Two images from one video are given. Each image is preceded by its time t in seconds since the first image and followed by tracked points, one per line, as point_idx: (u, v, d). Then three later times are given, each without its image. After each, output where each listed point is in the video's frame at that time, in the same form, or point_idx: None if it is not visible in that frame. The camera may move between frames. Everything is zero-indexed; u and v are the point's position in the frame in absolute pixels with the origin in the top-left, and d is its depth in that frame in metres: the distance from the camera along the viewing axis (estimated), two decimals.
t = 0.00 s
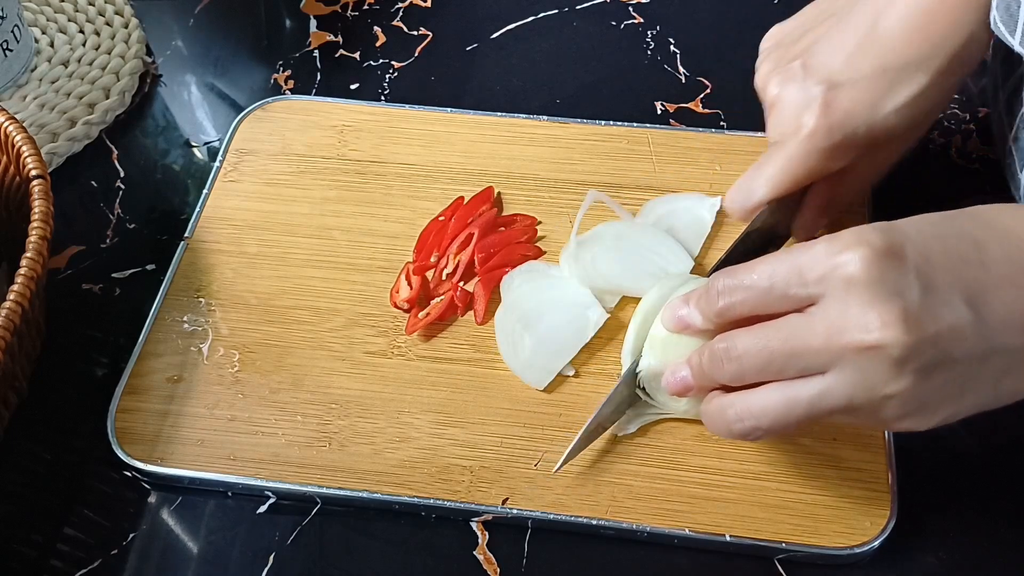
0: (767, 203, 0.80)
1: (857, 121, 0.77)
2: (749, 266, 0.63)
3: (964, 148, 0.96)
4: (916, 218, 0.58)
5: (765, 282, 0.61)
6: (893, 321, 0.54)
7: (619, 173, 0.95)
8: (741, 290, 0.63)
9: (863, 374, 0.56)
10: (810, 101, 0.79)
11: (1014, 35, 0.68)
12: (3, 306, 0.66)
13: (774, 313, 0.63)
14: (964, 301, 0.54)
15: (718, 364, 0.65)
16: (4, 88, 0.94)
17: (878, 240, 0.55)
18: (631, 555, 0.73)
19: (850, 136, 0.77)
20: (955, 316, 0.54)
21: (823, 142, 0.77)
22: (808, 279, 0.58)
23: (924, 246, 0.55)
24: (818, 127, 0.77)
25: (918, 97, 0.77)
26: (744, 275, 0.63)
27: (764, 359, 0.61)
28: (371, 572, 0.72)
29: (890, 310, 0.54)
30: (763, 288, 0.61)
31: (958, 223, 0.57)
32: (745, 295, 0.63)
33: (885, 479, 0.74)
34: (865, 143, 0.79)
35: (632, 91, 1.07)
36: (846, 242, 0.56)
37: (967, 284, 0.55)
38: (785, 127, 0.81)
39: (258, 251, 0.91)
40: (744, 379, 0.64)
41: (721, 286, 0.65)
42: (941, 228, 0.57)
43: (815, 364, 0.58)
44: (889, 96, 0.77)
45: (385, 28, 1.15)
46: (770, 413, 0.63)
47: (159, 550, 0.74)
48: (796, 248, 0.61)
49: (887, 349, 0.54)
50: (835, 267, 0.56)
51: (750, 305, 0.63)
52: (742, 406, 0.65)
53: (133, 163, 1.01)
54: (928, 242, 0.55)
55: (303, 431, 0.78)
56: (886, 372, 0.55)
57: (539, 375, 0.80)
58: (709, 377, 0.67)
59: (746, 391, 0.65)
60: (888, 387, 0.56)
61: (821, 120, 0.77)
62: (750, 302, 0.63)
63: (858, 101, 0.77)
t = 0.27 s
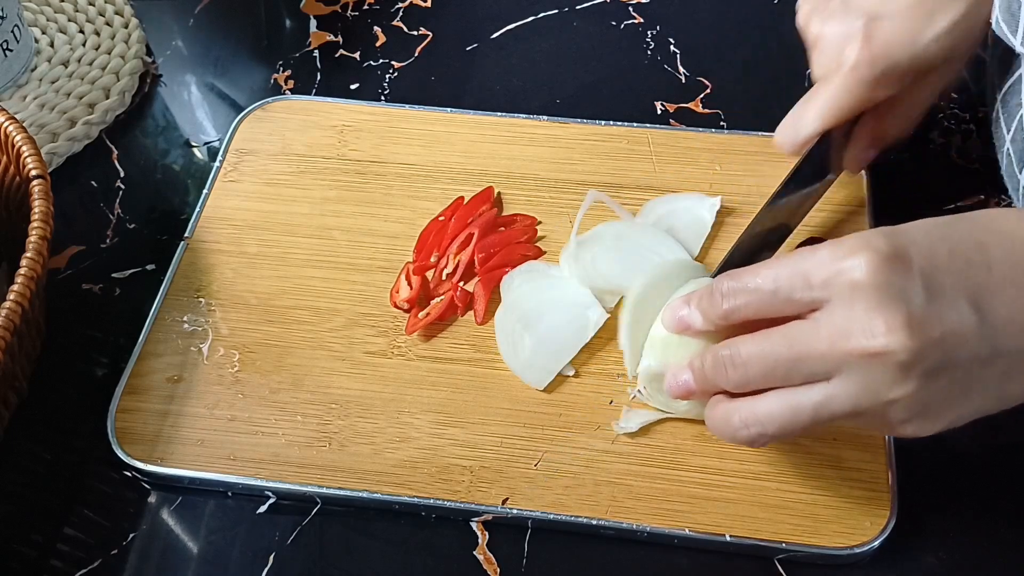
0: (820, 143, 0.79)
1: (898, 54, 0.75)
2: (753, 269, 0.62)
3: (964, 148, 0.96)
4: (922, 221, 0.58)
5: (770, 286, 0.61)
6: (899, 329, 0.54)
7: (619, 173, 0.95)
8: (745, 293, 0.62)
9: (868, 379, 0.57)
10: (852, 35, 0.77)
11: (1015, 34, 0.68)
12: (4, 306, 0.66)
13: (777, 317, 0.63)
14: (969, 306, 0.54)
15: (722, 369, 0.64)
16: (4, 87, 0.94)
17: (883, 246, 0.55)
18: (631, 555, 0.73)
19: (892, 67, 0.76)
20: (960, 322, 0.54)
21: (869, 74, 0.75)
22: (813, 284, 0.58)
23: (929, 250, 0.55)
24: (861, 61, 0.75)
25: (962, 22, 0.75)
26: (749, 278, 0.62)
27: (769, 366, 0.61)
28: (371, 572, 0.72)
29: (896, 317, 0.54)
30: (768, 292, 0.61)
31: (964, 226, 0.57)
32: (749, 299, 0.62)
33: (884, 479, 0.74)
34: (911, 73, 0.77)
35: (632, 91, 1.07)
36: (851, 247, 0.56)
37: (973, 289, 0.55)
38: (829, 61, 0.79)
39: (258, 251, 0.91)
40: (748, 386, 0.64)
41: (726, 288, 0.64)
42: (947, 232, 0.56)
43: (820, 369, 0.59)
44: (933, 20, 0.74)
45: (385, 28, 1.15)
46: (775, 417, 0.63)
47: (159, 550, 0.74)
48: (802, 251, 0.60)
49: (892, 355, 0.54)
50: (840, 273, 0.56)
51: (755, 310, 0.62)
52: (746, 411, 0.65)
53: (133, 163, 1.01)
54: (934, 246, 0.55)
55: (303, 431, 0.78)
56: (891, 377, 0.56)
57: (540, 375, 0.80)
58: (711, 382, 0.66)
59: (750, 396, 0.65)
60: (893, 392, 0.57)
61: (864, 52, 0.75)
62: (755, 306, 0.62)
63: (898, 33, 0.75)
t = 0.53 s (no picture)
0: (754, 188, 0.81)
1: (830, 99, 0.75)
2: (766, 269, 0.62)
3: (964, 149, 0.96)
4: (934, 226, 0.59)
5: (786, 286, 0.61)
6: (912, 328, 0.54)
7: (619, 173, 0.95)
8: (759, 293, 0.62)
9: (878, 379, 0.57)
10: (783, 80, 0.77)
11: (1003, 50, 0.75)
12: (4, 306, 0.66)
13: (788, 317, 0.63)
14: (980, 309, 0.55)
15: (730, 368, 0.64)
16: (4, 88, 0.94)
17: (899, 246, 0.55)
18: (631, 555, 0.73)
19: (826, 112, 0.75)
20: (972, 324, 0.55)
21: (795, 120, 0.75)
22: (826, 283, 0.58)
23: (942, 254, 0.56)
24: (791, 106, 0.76)
25: (890, 69, 0.75)
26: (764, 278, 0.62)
27: (779, 364, 0.61)
28: (371, 572, 0.72)
29: (910, 317, 0.54)
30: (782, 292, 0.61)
31: (975, 232, 0.58)
32: (763, 299, 0.62)
33: (885, 479, 0.74)
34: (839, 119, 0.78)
35: (632, 91, 1.07)
36: (866, 247, 0.56)
37: (983, 292, 0.55)
38: (763, 108, 0.79)
39: (258, 251, 0.91)
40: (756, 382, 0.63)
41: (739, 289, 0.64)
42: (959, 237, 0.57)
43: (829, 367, 0.58)
44: (859, 69, 0.75)
45: (385, 28, 1.15)
46: (781, 417, 0.63)
47: (159, 550, 0.74)
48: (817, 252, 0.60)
49: (904, 354, 0.55)
50: (855, 272, 0.56)
51: (767, 310, 0.62)
52: (751, 410, 0.65)
53: (133, 163, 1.01)
54: (947, 249, 0.56)
55: (303, 431, 0.78)
56: (901, 377, 0.56)
57: (541, 375, 0.80)
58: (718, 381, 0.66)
59: (756, 390, 0.64)
60: (901, 393, 0.57)
61: (794, 98, 0.76)
62: (768, 306, 0.62)
63: (829, 79, 0.75)
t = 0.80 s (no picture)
0: (749, 99, 0.67)
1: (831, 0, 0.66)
2: (765, 264, 0.63)
3: (964, 149, 0.96)
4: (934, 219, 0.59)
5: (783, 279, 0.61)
6: (907, 316, 0.54)
7: (619, 173, 0.95)
8: (757, 287, 0.63)
9: (873, 368, 0.57)
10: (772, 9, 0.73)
11: (992, 55, 0.76)
12: (3, 306, 0.66)
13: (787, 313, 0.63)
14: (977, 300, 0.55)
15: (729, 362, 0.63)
16: (4, 87, 0.94)
17: (895, 236, 0.56)
18: (631, 555, 0.73)
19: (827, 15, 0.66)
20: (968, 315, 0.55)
21: (802, 19, 0.66)
22: (822, 273, 0.59)
23: (939, 245, 0.56)
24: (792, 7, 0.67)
25: None
26: (762, 272, 0.62)
27: (774, 354, 0.60)
28: (371, 572, 0.72)
29: (904, 305, 0.54)
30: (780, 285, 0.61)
31: (975, 227, 0.58)
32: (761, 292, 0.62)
33: (885, 479, 0.74)
34: (848, 27, 0.68)
35: (632, 91, 1.07)
36: (863, 237, 0.57)
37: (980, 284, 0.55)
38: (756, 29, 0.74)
39: (258, 251, 0.91)
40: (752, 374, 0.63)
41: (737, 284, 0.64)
42: (959, 230, 0.57)
43: (824, 357, 0.58)
44: None
45: (385, 28, 1.15)
46: (777, 409, 0.62)
47: (159, 550, 0.74)
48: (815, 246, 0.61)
49: (898, 341, 0.55)
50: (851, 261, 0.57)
51: (766, 305, 0.62)
52: (749, 403, 0.65)
53: (133, 163, 1.01)
54: (944, 241, 0.56)
55: (303, 431, 0.78)
56: (896, 366, 0.56)
57: (545, 374, 0.80)
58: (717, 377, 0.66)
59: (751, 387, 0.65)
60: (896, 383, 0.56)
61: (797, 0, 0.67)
62: (766, 301, 0.62)
63: None
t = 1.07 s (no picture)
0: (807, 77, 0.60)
1: None
2: (769, 264, 0.62)
3: (964, 148, 0.96)
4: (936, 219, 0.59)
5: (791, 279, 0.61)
6: (913, 314, 0.54)
7: (619, 173, 0.95)
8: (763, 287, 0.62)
9: (876, 366, 0.56)
10: None
11: (993, 52, 0.76)
12: (3, 306, 0.66)
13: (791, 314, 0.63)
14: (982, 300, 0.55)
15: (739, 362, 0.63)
16: (4, 88, 0.94)
17: (900, 235, 0.56)
18: (631, 555, 0.73)
19: None
20: (972, 313, 0.55)
21: None
22: (827, 272, 0.58)
23: (943, 244, 0.56)
24: None
25: None
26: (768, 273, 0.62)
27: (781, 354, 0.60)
28: (371, 572, 0.72)
29: (911, 303, 0.54)
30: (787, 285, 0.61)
31: (977, 226, 0.58)
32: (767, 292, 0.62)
33: (884, 479, 0.74)
34: None
35: (632, 91, 1.07)
36: (868, 236, 0.57)
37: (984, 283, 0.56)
38: None
39: (258, 251, 0.91)
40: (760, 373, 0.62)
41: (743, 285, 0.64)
42: (961, 229, 0.58)
43: (829, 355, 0.58)
44: None
45: (385, 28, 1.15)
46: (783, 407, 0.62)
47: (159, 550, 0.74)
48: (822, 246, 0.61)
49: (905, 339, 0.54)
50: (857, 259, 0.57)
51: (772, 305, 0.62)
52: (755, 403, 0.65)
53: (133, 163, 1.01)
54: (948, 240, 0.56)
55: (303, 431, 0.78)
56: (900, 364, 0.55)
57: (544, 375, 0.80)
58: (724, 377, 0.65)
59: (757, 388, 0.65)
60: (900, 381, 0.56)
61: None
62: (771, 301, 0.62)
63: None
